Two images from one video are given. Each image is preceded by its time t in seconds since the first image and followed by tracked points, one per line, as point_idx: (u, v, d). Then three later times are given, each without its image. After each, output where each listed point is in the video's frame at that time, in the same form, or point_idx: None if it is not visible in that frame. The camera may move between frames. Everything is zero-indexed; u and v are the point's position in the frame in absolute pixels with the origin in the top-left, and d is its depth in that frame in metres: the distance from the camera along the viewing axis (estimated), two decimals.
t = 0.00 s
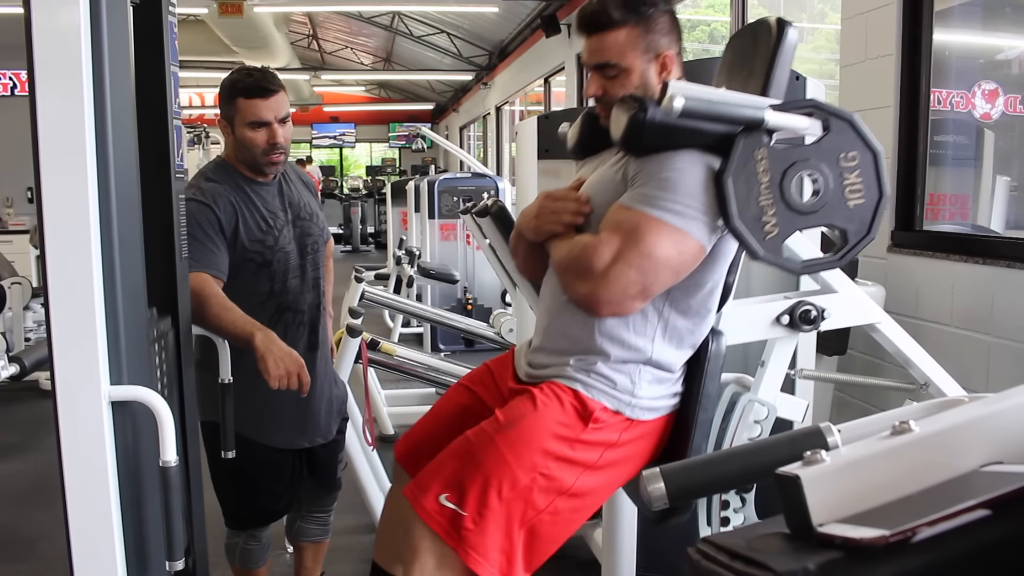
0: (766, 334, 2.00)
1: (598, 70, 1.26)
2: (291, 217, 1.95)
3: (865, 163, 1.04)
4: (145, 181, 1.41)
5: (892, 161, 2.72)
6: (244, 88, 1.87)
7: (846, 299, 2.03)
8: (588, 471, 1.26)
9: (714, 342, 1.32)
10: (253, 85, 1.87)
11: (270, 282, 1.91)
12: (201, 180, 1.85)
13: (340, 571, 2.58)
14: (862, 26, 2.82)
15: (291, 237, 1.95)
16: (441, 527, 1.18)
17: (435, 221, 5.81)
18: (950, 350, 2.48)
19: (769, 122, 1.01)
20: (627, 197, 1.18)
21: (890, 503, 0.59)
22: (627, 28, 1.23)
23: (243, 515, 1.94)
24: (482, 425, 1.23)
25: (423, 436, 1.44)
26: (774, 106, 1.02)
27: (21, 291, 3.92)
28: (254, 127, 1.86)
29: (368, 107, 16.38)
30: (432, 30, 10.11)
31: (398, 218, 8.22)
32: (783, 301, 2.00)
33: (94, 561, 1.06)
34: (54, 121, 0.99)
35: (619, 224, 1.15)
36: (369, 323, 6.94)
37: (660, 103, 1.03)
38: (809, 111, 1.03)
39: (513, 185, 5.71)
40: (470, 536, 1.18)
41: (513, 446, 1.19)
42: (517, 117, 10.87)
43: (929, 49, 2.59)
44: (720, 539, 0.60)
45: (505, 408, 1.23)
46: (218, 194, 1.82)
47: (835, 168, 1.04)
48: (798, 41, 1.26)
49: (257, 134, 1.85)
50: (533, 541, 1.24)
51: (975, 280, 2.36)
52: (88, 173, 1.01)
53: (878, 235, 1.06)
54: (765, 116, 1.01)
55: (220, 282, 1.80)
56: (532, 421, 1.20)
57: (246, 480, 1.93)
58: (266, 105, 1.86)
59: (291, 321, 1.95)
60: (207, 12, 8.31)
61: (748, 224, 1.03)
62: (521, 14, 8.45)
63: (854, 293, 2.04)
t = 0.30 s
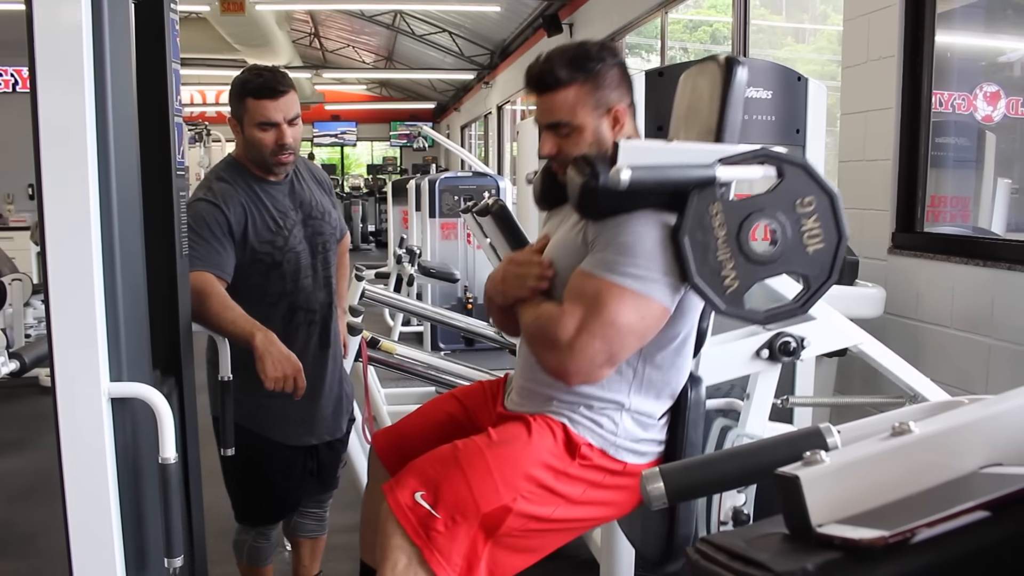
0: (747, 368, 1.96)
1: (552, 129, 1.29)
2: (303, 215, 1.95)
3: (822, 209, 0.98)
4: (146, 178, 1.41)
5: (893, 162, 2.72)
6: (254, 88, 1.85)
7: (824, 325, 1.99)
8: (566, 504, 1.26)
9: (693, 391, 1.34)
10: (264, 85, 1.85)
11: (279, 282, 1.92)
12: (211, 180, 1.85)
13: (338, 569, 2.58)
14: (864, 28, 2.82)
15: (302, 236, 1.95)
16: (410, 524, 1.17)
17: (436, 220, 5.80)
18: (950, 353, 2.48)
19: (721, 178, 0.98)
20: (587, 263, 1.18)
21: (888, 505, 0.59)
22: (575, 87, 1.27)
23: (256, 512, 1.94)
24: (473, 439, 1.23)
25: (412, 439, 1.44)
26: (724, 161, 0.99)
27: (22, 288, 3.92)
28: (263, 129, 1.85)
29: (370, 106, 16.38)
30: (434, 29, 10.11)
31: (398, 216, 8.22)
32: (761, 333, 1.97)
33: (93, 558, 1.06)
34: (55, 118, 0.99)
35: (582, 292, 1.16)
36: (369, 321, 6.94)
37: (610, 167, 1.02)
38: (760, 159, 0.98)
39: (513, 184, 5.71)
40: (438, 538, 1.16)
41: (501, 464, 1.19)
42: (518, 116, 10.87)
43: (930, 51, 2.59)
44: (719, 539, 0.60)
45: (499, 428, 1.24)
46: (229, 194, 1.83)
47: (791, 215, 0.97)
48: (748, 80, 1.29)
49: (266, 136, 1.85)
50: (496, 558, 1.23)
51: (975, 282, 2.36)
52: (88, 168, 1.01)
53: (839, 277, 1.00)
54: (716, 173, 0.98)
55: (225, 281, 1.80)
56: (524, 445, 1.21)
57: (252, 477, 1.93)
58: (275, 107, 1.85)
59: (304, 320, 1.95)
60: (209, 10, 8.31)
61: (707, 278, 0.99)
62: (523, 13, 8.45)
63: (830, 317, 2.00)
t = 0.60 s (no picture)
0: (745, 376, 1.98)
1: (543, 141, 1.30)
2: (312, 224, 1.95)
3: (815, 219, 1.03)
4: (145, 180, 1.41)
5: (894, 162, 2.71)
6: (259, 99, 1.84)
7: (820, 331, 1.99)
8: (565, 510, 1.25)
9: (691, 401, 1.35)
10: (270, 96, 1.84)
11: (287, 292, 1.91)
12: (221, 189, 1.86)
13: (339, 570, 2.58)
14: (864, 27, 2.81)
15: (310, 246, 1.95)
16: (406, 523, 1.17)
17: (437, 220, 5.80)
18: (951, 353, 2.47)
19: (713, 189, 1.03)
20: (582, 277, 1.19)
21: (890, 507, 0.59)
22: (564, 100, 1.28)
23: (287, 509, 1.93)
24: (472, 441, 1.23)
25: (410, 439, 1.44)
26: (714, 174, 1.04)
27: (23, 288, 3.92)
28: (270, 139, 1.85)
29: (371, 105, 16.38)
30: (435, 28, 10.10)
31: (399, 216, 8.22)
32: (759, 340, 1.98)
33: (92, 560, 1.06)
34: (54, 118, 0.99)
35: (576, 307, 1.17)
36: (370, 322, 6.94)
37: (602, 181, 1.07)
38: (752, 169, 1.04)
39: (514, 184, 5.71)
40: (433, 538, 1.16)
41: (499, 467, 1.19)
42: (518, 116, 10.87)
43: (931, 51, 2.58)
44: (719, 541, 0.60)
45: (499, 432, 1.24)
46: (239, 203, 1.84)
47: (784, 226, 1.02)
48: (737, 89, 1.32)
49: (273, 148, 1.85)
50: (492, 560, 1.22)
51: (977, 281, 2.36)
52: (88, 168, 1.01)
53: (832, 287, 1.05)
54: (709, 186, 1.02)
55: (229, 288, 1.80)
56: (524, 450, 1.21)
57: (275, 479, 1.92)
58: (281, 118, 1.84)
59: (314, 329, 1.95)
60: (210, 10, 8.30)
61: (701, 289, 1.04)
62: (524, 13, 8.45)
63: (829, 323, 2.00)
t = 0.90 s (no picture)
0: (765, 340, 1.94)
1: (593, 70, 1.22)
2: (314, 224, 1.95)
3: (861, 172, 1.00)
4: (145, 178, 1.40)
5: (895, 164, 2.71)
6: (256, 99, 1.85)
7: (844, 305, 2.00)
8: (586, 472, 1.26)
9: (713, 350, 1.31)
10: (267, 96, 1.85)
11: (288, 294, 1.91)
12: (223, 191, 1.86)
13: (337, 569, 2.58)
14: (865, 30, 2.81)
15: (313, 246, 1.94)
16: (435, 525, 1.18)
17: (437, 220, 5.80)
18: (951, 355, 2.47)
19: (765, 132, 0.98)
20: (623, 207, 1.14)
21: (889, 509, 0.59)
22: (620, 30, 1.20)
23: (290, 511, 1.92)
24: (480, 424, 1.22)
25: (422, 431, 1.44)
26: (770, 116, 0.99)
27: (23, 287, 3.92)
28: (270, 139, 1.84)
29: (372, 105, 16.38)
30: (436, 29, 10.11)
31: (399, 216, 8.22)
32: (781, 307, 1.95)
33: (89, 559, 1.06)
34: (53, 117, 0.99)
35: (616, 233, 1.11)
36: (370, 322, 6.94)
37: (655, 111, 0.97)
38: (805, 120, 0.99)
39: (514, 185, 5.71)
40: (464, 535, 1.18)
41: (512, 449, 1.18)
42: (518, 117, 10.88)
43: (931, 54, 2.58)
44: (716, 544, 0.59)
45: (505, 408, 1.22)
46: (241, 202, 1.84)
47: (831, 177, 0.99)
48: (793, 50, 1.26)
49: (274, 147, 1.85)
50: (526, 539, 1.24)
51: (977, 284, 2.35)
52: (86, 167, 1.01)
53: (872, 244, 1.02)
54: (761, 126, 0.97)
55: (229, 289, 1.79)
56: (532, 424, 1.19)
57: (276, 481, 1.92)
58: (280, 115, 1.85)
59: (316, 328, 1.94)
60: (211, 9, 8.31)
61: (743, 232, 0.99)
62: (525, 14, 8.45)
63: (852, 298, 2.01)
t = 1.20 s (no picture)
0: (781, 313, 2.08)
1: (625, 33, 1.30)
2: (315, 220, 1.95)
3: (898, 138, 1.15)
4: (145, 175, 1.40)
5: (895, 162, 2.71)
6: (253, 95, 1.86)
7: (863, 285, 2.09)
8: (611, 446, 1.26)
9: (732, 312, 1.33)
10: (264, 90, 1.86)
11: (288, 291, 1.91)
12: (223, 187, 1.86)
13: (338, 567, 2.58)
14: (866, 27, 2.81)
15: (313, 242, 1.94)
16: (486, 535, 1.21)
17: (438, 218, 5.80)
18: (952, 353, 2.47)
19: (807, 91, 1.09)
20: (660, 156, 1.22)
21: (891, 504, 0.59)
22: None
23: (285, 510, 1.92)
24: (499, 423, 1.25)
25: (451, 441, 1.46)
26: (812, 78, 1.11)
27: (23, 285, 3.92)
28: (271, 131, 1.84)
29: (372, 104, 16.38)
30: (436, 28, 10.10)
31: (399, 215, 8.22)
32: (800, 282, 2.09)
33: (89, 556, 1.06)
34: (53, 115, 0.98)
35: (650, 181, 1.19)
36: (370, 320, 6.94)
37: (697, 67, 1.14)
38: (845, 84, 1.14)
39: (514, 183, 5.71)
40: (513, 538, 1.20)
41: (533, 440, 1.21)
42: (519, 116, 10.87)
43: (932, 52, 2.58)
44: (717, 540, 0.59)
45: (517, 402, 1.25)
46: (241, 199, 1.84)
47: (869, 142, 1.14)
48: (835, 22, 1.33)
49: (276, 139, 1.84)
50: (576, 528, 1.24)
51: (978, 282, 2.35)
52: (87, 165, 1.00)
53: (906, 210, 1.16)
54: (804, 85, 1.09)
55: (229, 286, 1.79)
56: (544, 409, 1.22)
57: (272, 482, 1.92)
58: (280, 107, 1.86)
59: (315, 326, 1.94)
60: (210, 8, 8.30)
61: (781, 190, 1.12)
62: (525, 12, 8.45)
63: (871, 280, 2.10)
